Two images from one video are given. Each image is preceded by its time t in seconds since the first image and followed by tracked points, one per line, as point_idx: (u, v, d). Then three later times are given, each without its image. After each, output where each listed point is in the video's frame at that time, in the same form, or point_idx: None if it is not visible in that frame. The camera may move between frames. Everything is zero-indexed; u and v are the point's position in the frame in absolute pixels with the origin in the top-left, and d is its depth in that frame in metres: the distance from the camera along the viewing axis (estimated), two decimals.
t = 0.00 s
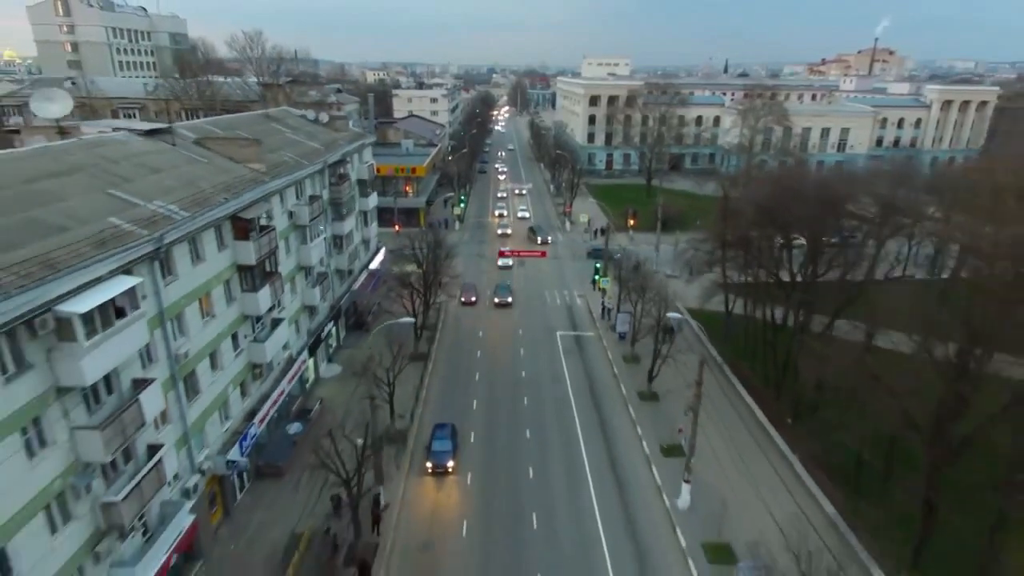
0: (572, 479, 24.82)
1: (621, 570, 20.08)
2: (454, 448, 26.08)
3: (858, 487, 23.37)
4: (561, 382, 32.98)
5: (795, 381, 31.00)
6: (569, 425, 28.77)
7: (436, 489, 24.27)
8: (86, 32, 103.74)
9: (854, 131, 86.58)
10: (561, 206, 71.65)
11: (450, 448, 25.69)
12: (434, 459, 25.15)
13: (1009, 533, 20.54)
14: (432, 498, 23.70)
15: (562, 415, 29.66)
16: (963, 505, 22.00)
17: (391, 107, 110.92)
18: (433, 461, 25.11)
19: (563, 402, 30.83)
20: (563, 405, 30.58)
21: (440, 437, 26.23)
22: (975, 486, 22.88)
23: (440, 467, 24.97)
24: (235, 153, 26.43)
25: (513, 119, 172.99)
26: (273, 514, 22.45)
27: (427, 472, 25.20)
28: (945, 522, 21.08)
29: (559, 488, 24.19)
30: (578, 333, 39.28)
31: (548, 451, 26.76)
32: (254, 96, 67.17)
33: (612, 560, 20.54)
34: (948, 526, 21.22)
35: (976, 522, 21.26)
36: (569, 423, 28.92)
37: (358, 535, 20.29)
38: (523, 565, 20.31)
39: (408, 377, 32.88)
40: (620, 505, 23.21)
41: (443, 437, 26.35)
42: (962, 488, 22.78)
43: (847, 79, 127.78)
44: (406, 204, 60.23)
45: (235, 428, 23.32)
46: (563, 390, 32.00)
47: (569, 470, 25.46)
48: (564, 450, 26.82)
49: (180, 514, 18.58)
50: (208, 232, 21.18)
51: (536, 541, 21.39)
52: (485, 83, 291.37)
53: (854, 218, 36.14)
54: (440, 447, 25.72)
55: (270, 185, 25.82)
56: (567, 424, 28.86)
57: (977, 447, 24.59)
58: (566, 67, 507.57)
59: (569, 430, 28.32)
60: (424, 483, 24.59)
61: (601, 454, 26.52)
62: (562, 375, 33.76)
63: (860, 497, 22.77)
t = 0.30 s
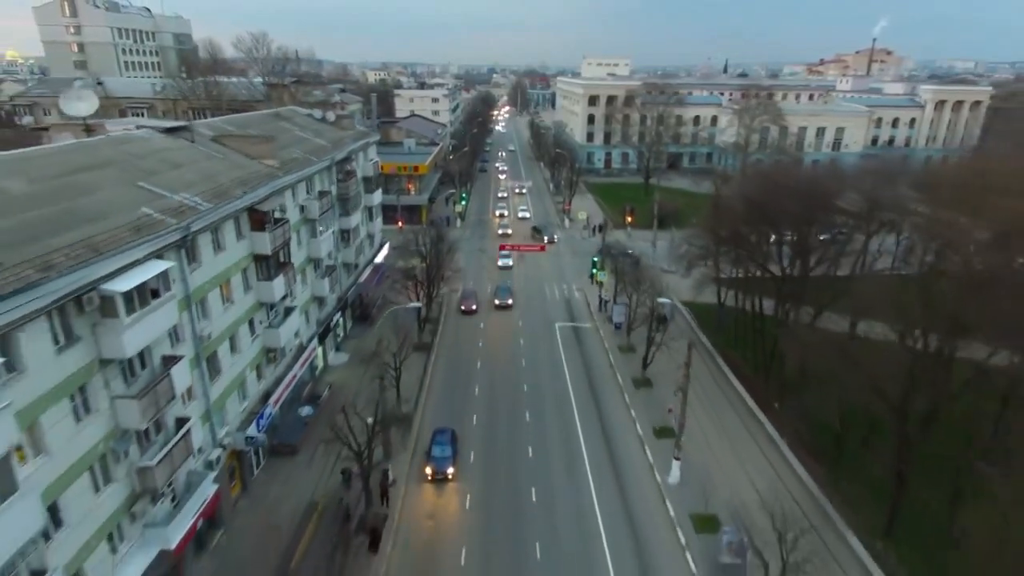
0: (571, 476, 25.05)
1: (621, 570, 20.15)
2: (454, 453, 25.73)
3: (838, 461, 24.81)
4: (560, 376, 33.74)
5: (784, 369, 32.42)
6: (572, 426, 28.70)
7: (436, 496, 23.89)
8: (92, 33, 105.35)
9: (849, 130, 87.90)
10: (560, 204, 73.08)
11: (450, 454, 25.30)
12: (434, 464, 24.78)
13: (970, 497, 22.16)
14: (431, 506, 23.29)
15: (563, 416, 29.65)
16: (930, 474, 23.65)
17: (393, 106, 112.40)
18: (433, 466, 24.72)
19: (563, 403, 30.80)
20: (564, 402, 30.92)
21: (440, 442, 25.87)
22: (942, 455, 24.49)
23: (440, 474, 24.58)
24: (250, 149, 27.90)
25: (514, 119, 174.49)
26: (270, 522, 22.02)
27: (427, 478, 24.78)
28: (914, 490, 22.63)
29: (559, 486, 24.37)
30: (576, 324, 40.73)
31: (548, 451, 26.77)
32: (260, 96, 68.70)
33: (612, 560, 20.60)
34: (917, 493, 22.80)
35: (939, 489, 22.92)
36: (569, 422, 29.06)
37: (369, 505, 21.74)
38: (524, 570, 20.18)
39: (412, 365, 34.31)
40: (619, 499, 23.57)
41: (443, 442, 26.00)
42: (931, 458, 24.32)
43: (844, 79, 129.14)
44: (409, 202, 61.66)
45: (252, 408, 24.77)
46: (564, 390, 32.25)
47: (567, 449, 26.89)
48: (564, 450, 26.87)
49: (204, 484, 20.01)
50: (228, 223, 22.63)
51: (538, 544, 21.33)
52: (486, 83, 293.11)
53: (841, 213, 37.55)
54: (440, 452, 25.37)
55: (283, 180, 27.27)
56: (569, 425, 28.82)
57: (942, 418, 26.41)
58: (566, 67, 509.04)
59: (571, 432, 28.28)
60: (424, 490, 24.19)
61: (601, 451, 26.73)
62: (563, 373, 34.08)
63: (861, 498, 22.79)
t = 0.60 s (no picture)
0: (570, 473, 25.25)
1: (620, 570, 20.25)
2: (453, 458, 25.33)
3: (816, 436, 26.42)
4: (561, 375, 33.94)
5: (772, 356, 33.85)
6: (572, 427, 28.65)
7: (435, 501, 23.55)
8: (98, 33, 106.93)
9: (844, 130, 89.34)
10: (559, 201, 74.59)
11: (449, 459, 24.89)
12: (433, 469, 24.42)
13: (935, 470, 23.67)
14: (430, 512, 22.95)
15: (564, 418, 29.49)
16: (900, 448, 25.23)
17: (394, 106, 113.94)
18: (432, 472, 24.34)
19: (564, 405, 30.64)
20: (564, 400, 31.14)
21: (440, 447, 25.44)
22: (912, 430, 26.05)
23: (439, 479, 24.23)
24: (263, 146, 29.36)
25: (514, 119, 176.09)
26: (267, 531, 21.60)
27: (426, 484, 24.40)
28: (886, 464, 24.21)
29: (559, 485, 24.47)
30: (574, 316, 42.20)
31: (548, 453, 26.65)
32: (266, 96, 70.21)
33: (612, 560, 20.68)
34: (887, 466, 24.42)
35: (909, 463, 24.42)
36: (569, 422, 29.01)
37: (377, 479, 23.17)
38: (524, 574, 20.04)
39: (417, 353, 35.76)
40: (613, 475, 25.11)
41: (443, 446, 25.54)
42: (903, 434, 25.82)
43: (840, 80, 130.57)
44: (411, 199, 63.16)
45: (266, 390, 26.23)
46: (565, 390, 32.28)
47: (564, 430, 28.37)
48: (565, 451, 26.79)
49: (224, 457, 21.51)
50: (245, 214, 24.10)
51: (537, 544, 21.38)
52: (486, 83, 294.40)
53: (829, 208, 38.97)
54: (440, 457, 24.96)
55: (294, 174, 28.70)
56: (569, 427, 28.63)
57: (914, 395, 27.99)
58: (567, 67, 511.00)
59: (570, 432, 28.22)
60: (423, 496, 23.82)
61: (601, 451, 26.76)
62: (563, 373, 34.11)
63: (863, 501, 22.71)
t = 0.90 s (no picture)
0: (570, 475, 24.98)
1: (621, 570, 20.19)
2: (453, 461, 25.02)
3: (793, 411, 28.22)
4: (559, 375, 33.60)
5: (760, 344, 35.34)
6: (571, 430, 28.15)
7: (435, 506, 23.21)
8: (104, 34, 108.52)
9: (839, 129, 90.81)
10: (558, 199, 75.99)
11: (449, 463, 24.58)
12: (433, 474, 24.08)
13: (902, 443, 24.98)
14: (430, 518, 22.59)
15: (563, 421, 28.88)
16: (874, 423, 26.59)
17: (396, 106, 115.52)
18: (431, 476, 24.01)
19: (564, 408, 30.03)
20: (563, 400, 30.87)
21: (439, 450, 25.13)
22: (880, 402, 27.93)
23: (438, 483, 23.89)
24: (275, 143, 30.88)
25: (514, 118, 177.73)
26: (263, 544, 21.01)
27: (425, 488, 24.03)
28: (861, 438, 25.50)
29: (558, 487, 24.22)
30: (571, 308, 43.68)
31: (549, 459, 26.09)
32: (271, 96, 71.72)
33: (613, 561, 20.54)
34: (864, 442, 25.66)
35: (887, 438, 25.62)
36: (569, 425, 28.56)
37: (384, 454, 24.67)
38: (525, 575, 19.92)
39: (420, 342, 37.27)
40: (606, 453, 26.58)
41: (441, 450, 25.19)
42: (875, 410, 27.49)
43: (837, 80, 131.94)
44: (413, 196, 64.67)
45: (279, 373, 27.73)
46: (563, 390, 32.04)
47: (561, 412, 29.89)
48: (564, 455, 26.33)
49: (240, 433, 22.94)
50: (260, 206, 25.64)
51: (537, 540, 21.47)
52: (487, 83, 296.94)
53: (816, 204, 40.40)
54: (439, 461, 24.64)
55: (305, 169, 30.21)
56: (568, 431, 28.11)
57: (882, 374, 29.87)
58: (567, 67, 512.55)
59: (568, 435, 27.80)
60: (422, 501, 23.46)
61: (601, 455, 26.33)
62: (562, 375, 33.53)
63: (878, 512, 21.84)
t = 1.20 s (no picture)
0: (570, 476, 25.21)
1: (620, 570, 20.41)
2: (452, 463, 25.36)
3: (776, 391, 30.01)
4: (558, 375, 33.93)
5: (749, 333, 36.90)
6: (570, 432, 28.32)
7: (433, 508, 23.56)
8: (110, 35, 110.06)
9: (834, 128, 92.40)
10: (557, 196, 77.46)
11: (448, 465, 24.91)
12: (432, 476, 24.37)
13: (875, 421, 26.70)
14: (428, 520, 22.88)
15: (562, 425, 28.96)
16: (849, 404, 28.36)
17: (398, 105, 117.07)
18: (430, 478, 24.35)
19: (563, 411, 30.22)
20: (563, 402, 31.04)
21: (439, 452, 25.49)
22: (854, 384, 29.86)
23: (437, 486, 24.21)
24: (286, 140, 32.43)
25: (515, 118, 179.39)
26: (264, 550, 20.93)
27: (424, 490, 24.43)
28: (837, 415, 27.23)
29: (558, 488, 24.49)
30: (569, 301, 45.22)
31: (549, 462, 26.18)
32: (276, 96, 73.12)
33: (612, 561, 20.77)
34: (841, 422, 27.28)
35: (863, 418, 27.36)
36: (568, 427, 28.75)
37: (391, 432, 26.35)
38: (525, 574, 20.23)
39: (423, 332, 38.82)
40: (600, 433, 28.16)
41: (440, 452, 25.55)
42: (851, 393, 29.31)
43: (834, 80, 133.35)
44: (415, 193, 66.22)
45: (290, 357, 29.26)
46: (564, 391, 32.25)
47: (558, 397, 31.47)
48: (563, 458, 26.49)
49: (256, 411, 24.47)
50: (273, 199, 27.15)
51: (534, 510, 23.21)
52: (488, 82, 298.01)
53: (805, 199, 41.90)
54: (439, 463, 24.97)
55: (314, 165, 31.71)
56: (568, 432, 28.32)
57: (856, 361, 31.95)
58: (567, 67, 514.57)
59: (568, 437, 27.93)
60: (421, 503, 23.83)
61: (600, 457, 26.47)
62: (561, 376, 33.81)
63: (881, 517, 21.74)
